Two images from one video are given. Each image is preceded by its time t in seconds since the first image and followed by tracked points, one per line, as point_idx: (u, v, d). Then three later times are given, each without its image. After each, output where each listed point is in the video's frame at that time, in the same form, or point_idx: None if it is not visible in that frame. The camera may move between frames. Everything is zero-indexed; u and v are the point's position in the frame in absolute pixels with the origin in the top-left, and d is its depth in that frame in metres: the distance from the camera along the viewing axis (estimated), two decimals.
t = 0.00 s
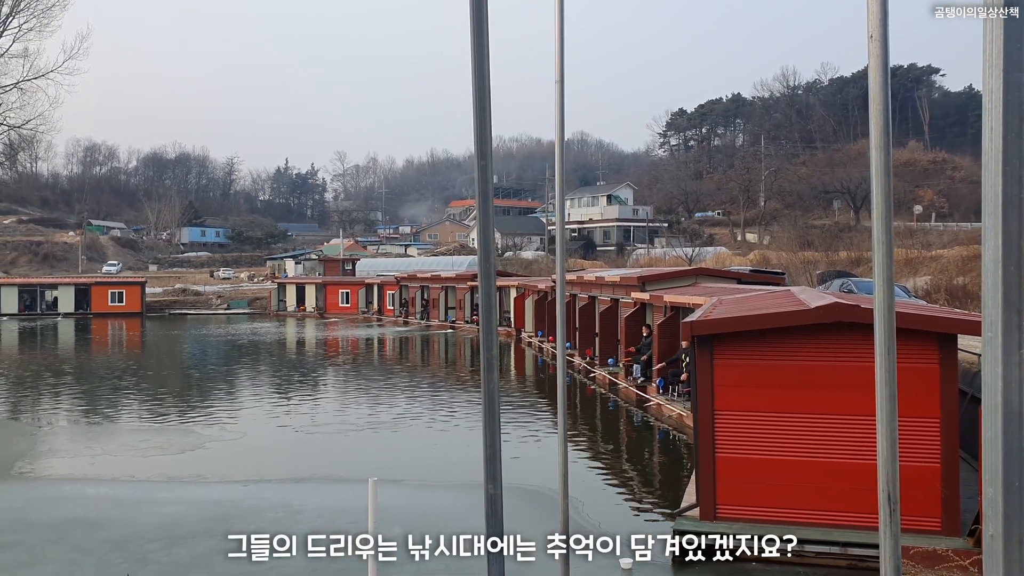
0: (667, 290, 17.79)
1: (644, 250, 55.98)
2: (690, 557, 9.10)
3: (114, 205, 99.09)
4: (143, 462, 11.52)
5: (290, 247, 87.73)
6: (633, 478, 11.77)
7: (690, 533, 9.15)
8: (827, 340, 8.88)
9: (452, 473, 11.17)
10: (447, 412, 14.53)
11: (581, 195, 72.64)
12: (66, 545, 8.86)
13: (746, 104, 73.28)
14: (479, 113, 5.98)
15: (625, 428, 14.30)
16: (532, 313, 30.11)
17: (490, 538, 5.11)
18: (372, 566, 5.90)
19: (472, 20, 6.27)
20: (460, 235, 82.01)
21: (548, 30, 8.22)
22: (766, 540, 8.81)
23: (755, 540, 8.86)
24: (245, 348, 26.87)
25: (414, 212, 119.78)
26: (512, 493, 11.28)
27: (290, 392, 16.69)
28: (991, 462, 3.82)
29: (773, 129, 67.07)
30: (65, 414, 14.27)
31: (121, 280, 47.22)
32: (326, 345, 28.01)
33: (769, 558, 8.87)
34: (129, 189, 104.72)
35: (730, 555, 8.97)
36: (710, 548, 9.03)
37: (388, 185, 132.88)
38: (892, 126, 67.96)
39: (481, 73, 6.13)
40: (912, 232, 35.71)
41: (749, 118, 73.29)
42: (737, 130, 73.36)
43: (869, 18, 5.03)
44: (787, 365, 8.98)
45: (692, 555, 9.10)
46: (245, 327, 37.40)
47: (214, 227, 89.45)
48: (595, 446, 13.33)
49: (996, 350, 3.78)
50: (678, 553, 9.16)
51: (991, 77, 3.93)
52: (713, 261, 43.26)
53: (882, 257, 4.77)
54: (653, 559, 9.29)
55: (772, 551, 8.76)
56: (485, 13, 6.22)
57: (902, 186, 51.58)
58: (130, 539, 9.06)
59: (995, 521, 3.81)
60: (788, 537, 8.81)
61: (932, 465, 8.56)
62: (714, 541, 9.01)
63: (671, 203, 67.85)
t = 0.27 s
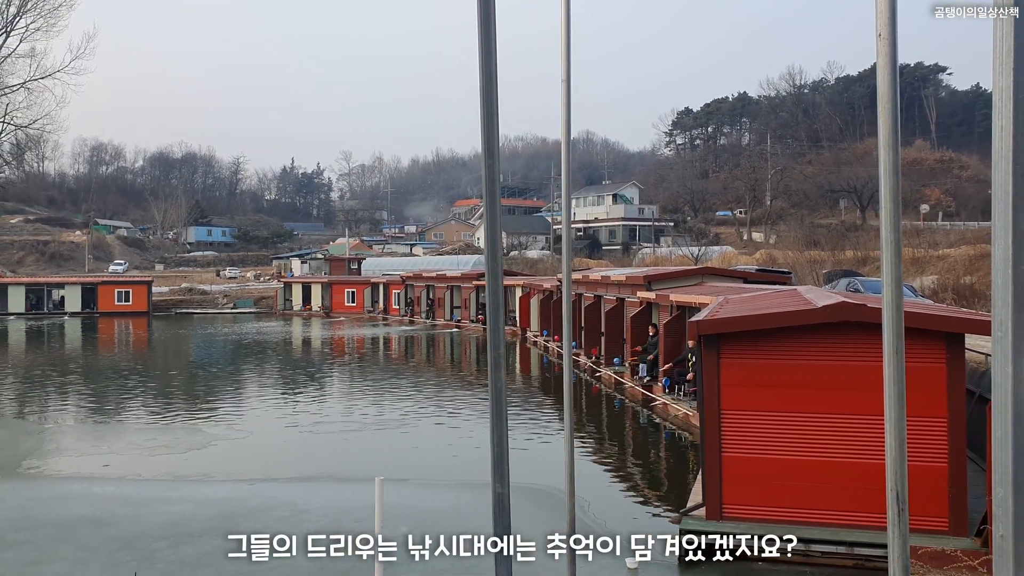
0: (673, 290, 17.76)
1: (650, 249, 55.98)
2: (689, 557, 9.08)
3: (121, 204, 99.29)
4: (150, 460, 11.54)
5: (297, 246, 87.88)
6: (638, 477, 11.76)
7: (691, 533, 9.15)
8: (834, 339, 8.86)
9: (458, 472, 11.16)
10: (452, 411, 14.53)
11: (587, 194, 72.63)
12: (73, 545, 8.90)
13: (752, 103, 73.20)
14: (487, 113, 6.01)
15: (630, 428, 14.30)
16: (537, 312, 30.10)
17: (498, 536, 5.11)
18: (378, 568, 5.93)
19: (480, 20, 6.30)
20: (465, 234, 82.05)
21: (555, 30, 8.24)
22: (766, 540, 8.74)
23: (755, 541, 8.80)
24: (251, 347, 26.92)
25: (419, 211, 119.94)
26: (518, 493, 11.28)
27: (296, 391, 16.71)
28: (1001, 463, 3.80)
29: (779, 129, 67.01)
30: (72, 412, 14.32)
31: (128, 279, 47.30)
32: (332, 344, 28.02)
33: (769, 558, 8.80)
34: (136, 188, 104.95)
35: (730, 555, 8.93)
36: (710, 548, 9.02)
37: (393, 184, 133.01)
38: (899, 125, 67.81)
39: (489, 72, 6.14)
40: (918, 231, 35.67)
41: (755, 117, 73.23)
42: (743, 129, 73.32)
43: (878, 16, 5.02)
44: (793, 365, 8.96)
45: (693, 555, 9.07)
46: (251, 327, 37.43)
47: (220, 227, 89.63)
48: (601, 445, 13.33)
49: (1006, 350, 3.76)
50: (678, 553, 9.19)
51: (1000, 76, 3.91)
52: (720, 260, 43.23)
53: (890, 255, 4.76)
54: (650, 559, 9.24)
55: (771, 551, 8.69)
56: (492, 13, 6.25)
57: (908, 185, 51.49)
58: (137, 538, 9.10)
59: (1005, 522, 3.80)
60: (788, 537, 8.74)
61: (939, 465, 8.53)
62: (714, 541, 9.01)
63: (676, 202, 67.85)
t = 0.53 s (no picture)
0: (688, 289, 17.67)
1: (665, 249, 55.87)
2: (690, 557, 9.14)
3: (137, 205, 99.88)
4: (167, 459, 11.60)
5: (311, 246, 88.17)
6: (653, 477, 11.72)
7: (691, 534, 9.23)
8: (850, 339, 8.80)
9: (473, 472, 11.16)
10: (467, 411, 14.53)
11: (601, 193, 72.53)
12: (91, 543, 8.99)
13: (767, 102, 72.88)
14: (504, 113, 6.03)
15: (645, 428, 14.25)
16: (551, 312, 30.11)
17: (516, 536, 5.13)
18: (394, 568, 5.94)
19: (496, 20, 6.33)
20: (479, 234, 82.04)
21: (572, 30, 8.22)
22: (766, 541, 8.75)
23: (755, 541, 8.82)
24: (266, 347, 26.95)
25: (431, 211, 119.87)
26: (533, 493, 11.27)
27: (311, 391, 16.75)
28: None
29: (794, 128, 66.67)
30: (89, 412, 14.42)
31: (144, 279, 47.57)
32: (346, 344, 28.03)
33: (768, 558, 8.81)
34: (152, 188, 105.56)
35: (730, 555, 8.95)
36: (711, 548, 9.05)
37: (407, 184, 133.23)
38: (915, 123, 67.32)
39: (506, 73, 6.18)
40: (936, 230, 35.42)
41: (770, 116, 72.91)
42: (758, 128, 73.02)
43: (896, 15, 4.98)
44: (810, 365, 8.92)
45: (692, 556, 9.14)
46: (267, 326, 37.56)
47: (235, 227, 90.04)
48: (615, 446, 13.29)
49: None
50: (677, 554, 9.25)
51: None
52: (735, 260, 43.06)
53: (909, 256, 4.72)
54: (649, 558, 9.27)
55: (771, 551, 8.69)
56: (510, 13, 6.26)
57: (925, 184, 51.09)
58: (154, 536, 9.17)
59: None
60: (788, 537, 8.75)
61: (957, 467, 8.47)
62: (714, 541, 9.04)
63: (691, 201, 67.67)
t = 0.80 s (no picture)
0: (713, 290, 17.57)
1: (689, 249, 55.65)
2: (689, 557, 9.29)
3: (165, 206, 100.85)
4: (194, 458, 11.69)
5: (336, 247, 88.60)
6: (678, 478, 11.69)
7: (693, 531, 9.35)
8: (879, 340, 8.71)
9: (498, 472, 11.17)
10: (491, 411, 14.54)
11: (625, 194, 72.32)
12: (120, 541, 9.10)
13: (793, 101, 72.37)
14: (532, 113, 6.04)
15: (670, 430, 14.19)
16: (575, 313, 30.06)
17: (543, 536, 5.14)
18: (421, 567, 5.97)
19: (523, 20, 6.34)
20: (502, 235, 82.10)
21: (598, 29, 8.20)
22: (766, 541, 8.84)
23: (755, 541, 8.91)
24: (291, 347, 27.11)
25: (454, 211, 120.18)
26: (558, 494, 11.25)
27: (336, 391, 16.82)
28: None
29: (820, 127, 66.16)
30: (117, 411, 14.57)
31: (171, 280, 47.98)
32: (370, 344, 28.13)
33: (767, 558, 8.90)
34: (179, 189, 106.57)
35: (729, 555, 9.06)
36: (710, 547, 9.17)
37: (430, 185, 133.54)
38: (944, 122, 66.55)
39: (534, 74, 6.20)
40: (966, 230, 34.99)
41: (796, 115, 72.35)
42: (784, 128, 72.50)
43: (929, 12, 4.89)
44: (838, 366, 8.83)
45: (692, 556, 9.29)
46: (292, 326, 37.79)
47: (261, 227, 90.73)
48: (640, 447, 13.24)
49: None
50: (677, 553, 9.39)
51: None
52: (760, 260, 42.80)
53: (941, 256, 4.63)
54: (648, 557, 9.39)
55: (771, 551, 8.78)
56: (538, 14, 6.28)
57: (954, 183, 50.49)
58: (182, 534, 9.27)
59: None
60: (788, 536, 8.79)
61: (989, 470, 8.36)
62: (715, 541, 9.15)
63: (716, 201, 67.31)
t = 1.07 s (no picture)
0: (743, 290, 17.43)
1: (719, 250, 55.33)
2: (689, 557, 9.41)
3: (196, 208, 102.00)
4: (225, 457, 11.80)
5: (365, 247, 88.97)
6: (708, 480, 11.64)
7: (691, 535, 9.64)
8: (913, 341, 8.60)
9: (526, 472, 11.18)
10: (519, 412, 14.54)
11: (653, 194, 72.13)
12: (153, 537, 9.24)
13: (823, 100, 71.65)
14: (563, 113, 6.05)
15: (700, 431, 14.14)
16: (603, 314, 30.02)
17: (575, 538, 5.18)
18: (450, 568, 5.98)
19: (556, 19, 6.32)
20: (529, 235, 82.03)
21: (630, 27, 8.13)
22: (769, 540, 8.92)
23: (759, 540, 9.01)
24: (321, 347, 27.29)
25: (480, 212, 120.28)
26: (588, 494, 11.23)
27: (364, 390, 16.92)
28: None
29: (851, 126, 65.41)
30: (149, 410, 14.75)
31: (202, 280, 48.43)
32: (399, 344, 28.25)
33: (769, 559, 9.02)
34: (210, 191, 107.75)
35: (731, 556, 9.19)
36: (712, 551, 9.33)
37: (457, 185, 133.90)
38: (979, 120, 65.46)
39: (566, 74, 6.18)
40: (1002, 231, 34.40)
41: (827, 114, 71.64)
42: (815, 127, 71.82)
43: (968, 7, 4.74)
44: (869, 367, 8.75)
45: (692, 556, 9.44)
46: (321, 326, 38.06)
47: (291, 228, 91.45)
48: (670, 448, 13.19)
49: None
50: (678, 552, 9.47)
51: None
52: (790, 261, 42.45)
53: (978, 258, 4.52)
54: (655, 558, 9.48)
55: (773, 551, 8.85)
56: (570, 13, 6.25)
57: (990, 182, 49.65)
58: (213, 531, 9.38)
59: None
60: (789, 537, 8.86)
61: None
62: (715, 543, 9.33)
63: (746, 202, 66.99)
